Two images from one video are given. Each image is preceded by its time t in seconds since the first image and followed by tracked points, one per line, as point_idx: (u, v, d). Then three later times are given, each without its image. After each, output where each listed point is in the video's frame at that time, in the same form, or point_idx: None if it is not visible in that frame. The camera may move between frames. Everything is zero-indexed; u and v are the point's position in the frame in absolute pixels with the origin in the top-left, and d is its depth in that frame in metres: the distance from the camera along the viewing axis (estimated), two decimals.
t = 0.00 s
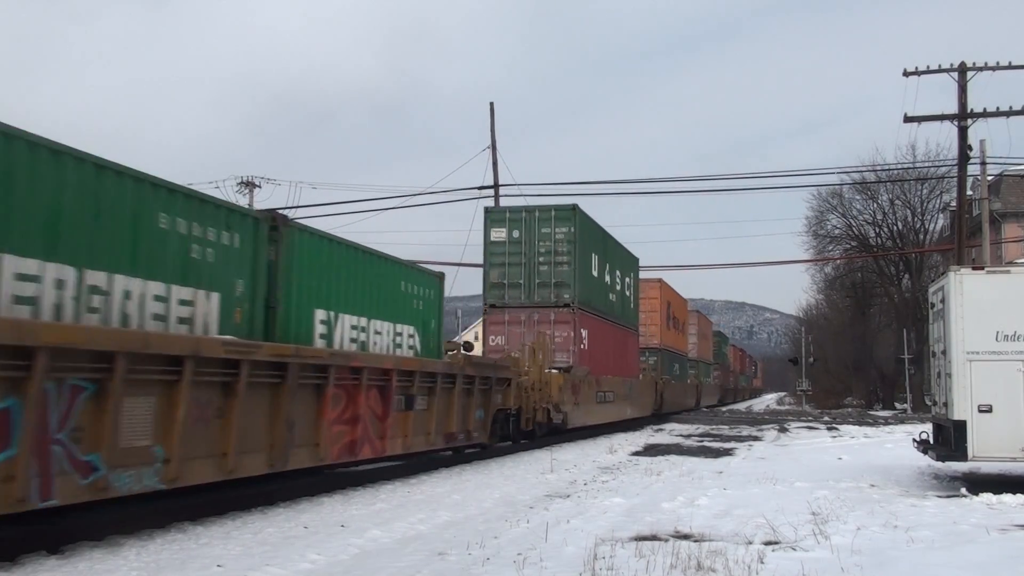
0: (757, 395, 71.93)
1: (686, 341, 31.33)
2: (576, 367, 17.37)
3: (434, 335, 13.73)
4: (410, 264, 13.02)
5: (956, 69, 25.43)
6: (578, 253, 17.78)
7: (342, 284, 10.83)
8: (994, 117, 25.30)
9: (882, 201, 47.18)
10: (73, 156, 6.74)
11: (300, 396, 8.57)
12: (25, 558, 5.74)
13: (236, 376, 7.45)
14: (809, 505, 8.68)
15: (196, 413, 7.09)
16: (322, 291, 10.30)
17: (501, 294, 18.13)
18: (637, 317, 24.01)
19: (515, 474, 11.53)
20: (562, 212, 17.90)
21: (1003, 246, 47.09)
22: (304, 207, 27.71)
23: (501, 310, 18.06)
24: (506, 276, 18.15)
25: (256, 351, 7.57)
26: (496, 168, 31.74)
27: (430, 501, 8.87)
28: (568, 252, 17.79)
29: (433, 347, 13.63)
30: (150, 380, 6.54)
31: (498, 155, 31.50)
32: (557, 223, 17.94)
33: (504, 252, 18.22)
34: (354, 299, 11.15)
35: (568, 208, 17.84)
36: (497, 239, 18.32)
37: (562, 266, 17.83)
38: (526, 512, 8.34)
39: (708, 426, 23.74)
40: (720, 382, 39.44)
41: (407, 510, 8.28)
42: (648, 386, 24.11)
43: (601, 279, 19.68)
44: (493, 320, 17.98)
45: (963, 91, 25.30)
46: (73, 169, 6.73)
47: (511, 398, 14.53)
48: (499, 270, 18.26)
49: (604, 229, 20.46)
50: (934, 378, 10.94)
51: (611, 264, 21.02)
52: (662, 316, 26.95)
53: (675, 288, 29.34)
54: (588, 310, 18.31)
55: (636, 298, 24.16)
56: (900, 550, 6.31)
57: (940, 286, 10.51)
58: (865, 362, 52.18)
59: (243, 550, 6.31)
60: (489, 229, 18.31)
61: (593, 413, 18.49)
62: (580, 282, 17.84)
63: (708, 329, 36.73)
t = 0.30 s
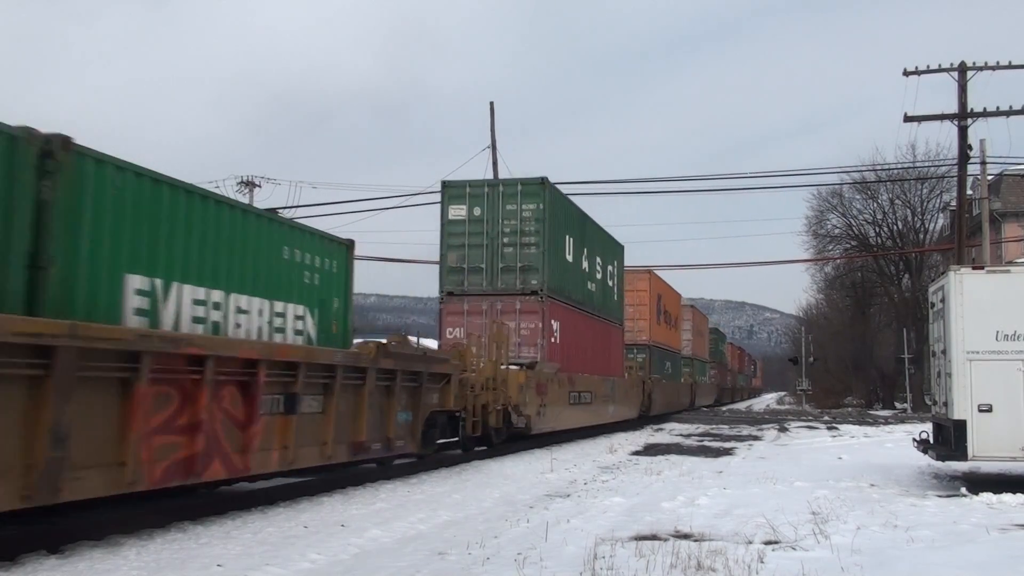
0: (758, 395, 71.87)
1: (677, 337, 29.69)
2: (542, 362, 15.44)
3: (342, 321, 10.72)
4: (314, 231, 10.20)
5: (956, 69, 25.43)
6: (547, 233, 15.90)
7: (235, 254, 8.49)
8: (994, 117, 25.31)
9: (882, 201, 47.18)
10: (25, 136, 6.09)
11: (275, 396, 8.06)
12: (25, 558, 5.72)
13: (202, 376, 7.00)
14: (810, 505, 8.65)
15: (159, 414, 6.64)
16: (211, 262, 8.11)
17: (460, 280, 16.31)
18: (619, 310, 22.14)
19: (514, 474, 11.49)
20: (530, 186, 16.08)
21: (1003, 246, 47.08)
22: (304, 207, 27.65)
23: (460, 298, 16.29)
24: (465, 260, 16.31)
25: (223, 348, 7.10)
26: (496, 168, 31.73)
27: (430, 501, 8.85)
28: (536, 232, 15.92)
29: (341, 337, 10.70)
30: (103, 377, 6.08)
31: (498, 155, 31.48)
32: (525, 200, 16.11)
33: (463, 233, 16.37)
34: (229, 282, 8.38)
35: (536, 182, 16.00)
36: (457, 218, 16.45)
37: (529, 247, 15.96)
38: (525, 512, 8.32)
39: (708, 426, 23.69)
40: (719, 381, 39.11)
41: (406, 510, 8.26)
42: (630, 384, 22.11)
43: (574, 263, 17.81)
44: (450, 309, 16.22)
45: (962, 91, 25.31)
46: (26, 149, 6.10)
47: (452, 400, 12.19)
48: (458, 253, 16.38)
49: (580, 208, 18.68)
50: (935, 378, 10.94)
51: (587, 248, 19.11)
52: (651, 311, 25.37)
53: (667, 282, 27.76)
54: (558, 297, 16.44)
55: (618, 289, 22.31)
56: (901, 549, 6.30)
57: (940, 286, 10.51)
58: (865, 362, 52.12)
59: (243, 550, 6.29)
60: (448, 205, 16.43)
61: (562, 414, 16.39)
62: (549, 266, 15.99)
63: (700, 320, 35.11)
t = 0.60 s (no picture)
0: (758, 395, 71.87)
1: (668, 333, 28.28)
2: (497, 358, 13.44)
3: (175, 292, 7.84)
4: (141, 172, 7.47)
5: (956, 69, 25.43)
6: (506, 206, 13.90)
7: (51, 200, 6.42)
8: (994, 117, 25.30)
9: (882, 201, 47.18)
10: None
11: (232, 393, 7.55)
12: (25, 558, 5.73)
13: (152, 372, 6.49)
14: (810, 505, 8.65)
15: (98, 417, 6.07)
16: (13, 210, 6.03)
17: (403, 262, 14.14)
18: (595, 300, 20.16)
19: (515, 474, 11.49)
20: (486, 151, 14.03)
21: (1003, 246, 47.05)
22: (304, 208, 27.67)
23: (404, 283, 14.11)
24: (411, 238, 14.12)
25: (184, 347, 6.69)
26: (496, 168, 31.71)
27: (429, 501, 8.85)
28: (493, 206, 13.90)
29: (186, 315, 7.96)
30: (38, 375, 5.55)
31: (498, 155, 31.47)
32: (480, 167, 14.05)
33: (408, 206, 14.20)
34: (39, 239, 6.26)
35: (493, 146, 13.94)
36: (400, 188, 14.26)
37: (484, 224, 13.91)
38: (525, 512, 8.32)
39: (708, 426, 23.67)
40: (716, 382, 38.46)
41: (406, 510, 8.26)
42: (608, 383, 20.17)
43: (541, 243, 15.83)
44: (394, 296, 14.08)
45: (963, 91, 25.30)
46: None
47: (360, 404, 9.72)
48: (401, 229, 14.19)
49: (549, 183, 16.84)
50: (935, 378, 10.93)
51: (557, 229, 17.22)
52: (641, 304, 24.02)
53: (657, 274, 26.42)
54: (519, 282, 14.50)
55: (595, 278, 20.33)
56: (900, 550, 6.30)
57: (940, 286, 10.51)
58: (866, 362, 52.10)
59: (243, 550, 6.30)
60: (391, 174, 14.33)
61: (518, 416, 14.28)
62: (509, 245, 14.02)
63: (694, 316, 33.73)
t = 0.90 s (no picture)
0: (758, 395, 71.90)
1: (656, 329, 26.85)
2: (429, 349, 11.32)
3: None
4: None
5: (956, 69, 25.44)
6: (447, 167, 11.81)
7: None
8: (994, 117, 25.32)
9: (882, 201, 47.20)
10: None
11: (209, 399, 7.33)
12: (25, 558, 5.72)
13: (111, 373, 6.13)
14: (810, 505, 8.65)
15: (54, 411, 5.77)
16: None
17: (327, 236, 12.09)
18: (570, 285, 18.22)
19: (514, 474, 11.48)
20: (425, 102, 11.94)
21: (1003, 246, 47.04)
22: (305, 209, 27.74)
23: (327, 260, 12.09)
24: (335, 208, 12.04)
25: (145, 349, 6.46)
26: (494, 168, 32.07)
27: (429, 501, 8.84)
28: (433, 167, 11.84)
29: None
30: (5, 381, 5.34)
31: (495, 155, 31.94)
32: (419, 123, 11.96)
33: (333, 167, 12.13)
34: None
35: (435, 97, 11.86)
36: (324, 146, 12.18)
37: (422, 190, 11.86)
38: (526, 512, 8.32)
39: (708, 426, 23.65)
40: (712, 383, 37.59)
41: (406, 510, 8.26)
42: (579, 382, 18.20)
43: (497, 216, 13.79)
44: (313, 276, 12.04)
45: (963, 91, 25.30)
46: None
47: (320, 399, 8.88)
48: (324, 197, 12.12)
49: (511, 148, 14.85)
50: (935, 378, 10.93)
51: (519, 203, 15.20)
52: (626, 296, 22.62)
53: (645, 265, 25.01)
54: (467, 258, 12.49)
55: (570, 261, 18.32)
56: (901, 550, 6.29)
57: (940, 286, 10.50)
58: (865, 362, 52.09)
59: (243, 550, 6.29)
60: (313, 130, 12.24)
61: (456, 418, 12.04)
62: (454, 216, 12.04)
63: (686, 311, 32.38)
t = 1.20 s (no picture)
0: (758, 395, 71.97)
1: (643, 324, 25.00)
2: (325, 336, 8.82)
3: None
4: None
5: (956, 68, 25.43)
6: (359, 109, 9.62)
7: None
8: (994, 117, 25.32)
9: (882, 201, 47.20)
10: None
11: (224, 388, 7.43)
12: (26, 558, 5.72)
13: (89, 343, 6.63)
14: (810, 505, 8.65)
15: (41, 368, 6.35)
16: None
17: (210, 197, 9.86)
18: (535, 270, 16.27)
19: (514, 474, 11.49)
20: (332, 31, 9.74)
21: (1003, 246, 47.03)
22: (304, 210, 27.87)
23: (211, 227, 9.85)
24: (222, 161, 9.82)
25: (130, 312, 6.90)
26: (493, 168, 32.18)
27: (429, 501, 8.84)
28: (342, 110, 9.67)
29: None
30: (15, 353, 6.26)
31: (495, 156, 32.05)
32: (326, 55, 9.75)
33: (220, 112, 9.90)
34: None
35: (344, 24, 9.68)
36: (208, 86, 9.95)
37: (331, 138, 9.68)
38: (526, 512, 8.32)
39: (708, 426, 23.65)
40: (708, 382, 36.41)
41: (406, 510, 8.26)
42: (543, 384, 15.91)
43: (432, 178, 11.73)
44: (195, 249, 9.83)
45: (963, 91, 25.31)
46: None
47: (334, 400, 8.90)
48: (208, 148, 9.90)
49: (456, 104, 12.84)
50: (934, 378, 10.93)
51: (466, 168, 13.06)
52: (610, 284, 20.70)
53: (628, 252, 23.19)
54: (387, 225, 10.36)
55: (534, 243, 16.22)
56: (901, 550, 6.29)
57: (940, 286, 10.50)
58: (866, 362, 52.10)
59: (243, 550, 6.29)
60: (195, 65, 9.98)
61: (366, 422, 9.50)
62: (370, 173, 9.89)
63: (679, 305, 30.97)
